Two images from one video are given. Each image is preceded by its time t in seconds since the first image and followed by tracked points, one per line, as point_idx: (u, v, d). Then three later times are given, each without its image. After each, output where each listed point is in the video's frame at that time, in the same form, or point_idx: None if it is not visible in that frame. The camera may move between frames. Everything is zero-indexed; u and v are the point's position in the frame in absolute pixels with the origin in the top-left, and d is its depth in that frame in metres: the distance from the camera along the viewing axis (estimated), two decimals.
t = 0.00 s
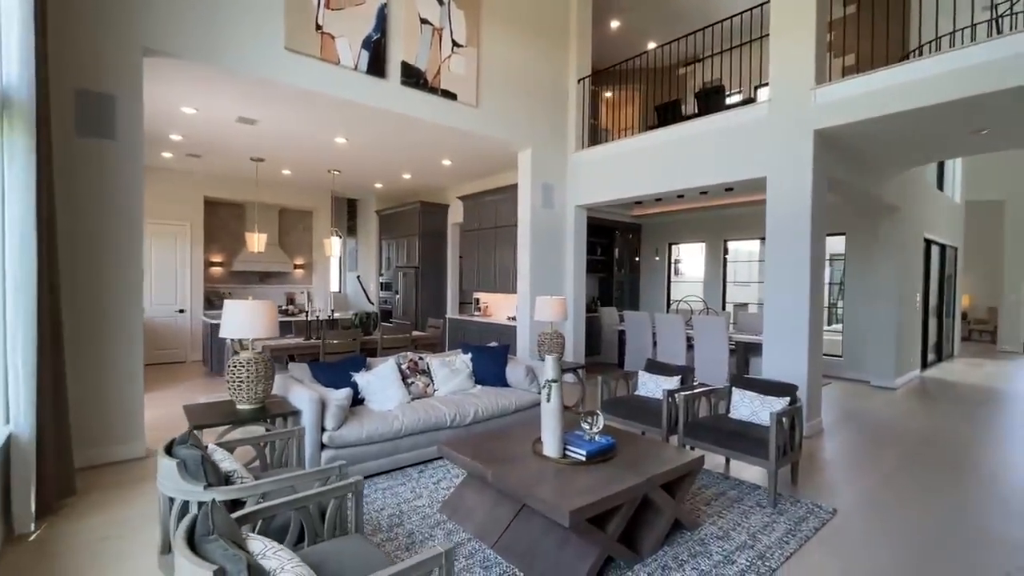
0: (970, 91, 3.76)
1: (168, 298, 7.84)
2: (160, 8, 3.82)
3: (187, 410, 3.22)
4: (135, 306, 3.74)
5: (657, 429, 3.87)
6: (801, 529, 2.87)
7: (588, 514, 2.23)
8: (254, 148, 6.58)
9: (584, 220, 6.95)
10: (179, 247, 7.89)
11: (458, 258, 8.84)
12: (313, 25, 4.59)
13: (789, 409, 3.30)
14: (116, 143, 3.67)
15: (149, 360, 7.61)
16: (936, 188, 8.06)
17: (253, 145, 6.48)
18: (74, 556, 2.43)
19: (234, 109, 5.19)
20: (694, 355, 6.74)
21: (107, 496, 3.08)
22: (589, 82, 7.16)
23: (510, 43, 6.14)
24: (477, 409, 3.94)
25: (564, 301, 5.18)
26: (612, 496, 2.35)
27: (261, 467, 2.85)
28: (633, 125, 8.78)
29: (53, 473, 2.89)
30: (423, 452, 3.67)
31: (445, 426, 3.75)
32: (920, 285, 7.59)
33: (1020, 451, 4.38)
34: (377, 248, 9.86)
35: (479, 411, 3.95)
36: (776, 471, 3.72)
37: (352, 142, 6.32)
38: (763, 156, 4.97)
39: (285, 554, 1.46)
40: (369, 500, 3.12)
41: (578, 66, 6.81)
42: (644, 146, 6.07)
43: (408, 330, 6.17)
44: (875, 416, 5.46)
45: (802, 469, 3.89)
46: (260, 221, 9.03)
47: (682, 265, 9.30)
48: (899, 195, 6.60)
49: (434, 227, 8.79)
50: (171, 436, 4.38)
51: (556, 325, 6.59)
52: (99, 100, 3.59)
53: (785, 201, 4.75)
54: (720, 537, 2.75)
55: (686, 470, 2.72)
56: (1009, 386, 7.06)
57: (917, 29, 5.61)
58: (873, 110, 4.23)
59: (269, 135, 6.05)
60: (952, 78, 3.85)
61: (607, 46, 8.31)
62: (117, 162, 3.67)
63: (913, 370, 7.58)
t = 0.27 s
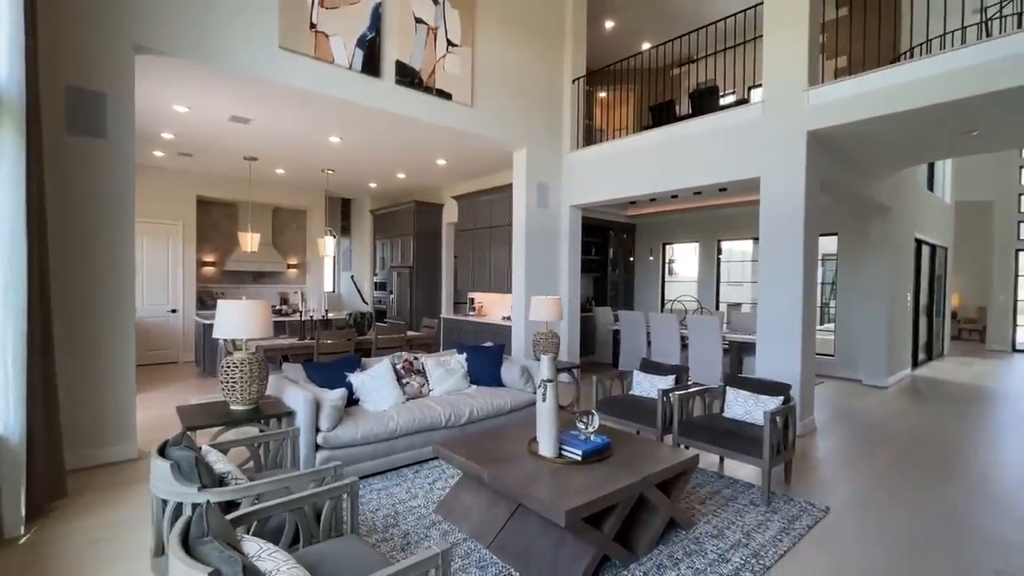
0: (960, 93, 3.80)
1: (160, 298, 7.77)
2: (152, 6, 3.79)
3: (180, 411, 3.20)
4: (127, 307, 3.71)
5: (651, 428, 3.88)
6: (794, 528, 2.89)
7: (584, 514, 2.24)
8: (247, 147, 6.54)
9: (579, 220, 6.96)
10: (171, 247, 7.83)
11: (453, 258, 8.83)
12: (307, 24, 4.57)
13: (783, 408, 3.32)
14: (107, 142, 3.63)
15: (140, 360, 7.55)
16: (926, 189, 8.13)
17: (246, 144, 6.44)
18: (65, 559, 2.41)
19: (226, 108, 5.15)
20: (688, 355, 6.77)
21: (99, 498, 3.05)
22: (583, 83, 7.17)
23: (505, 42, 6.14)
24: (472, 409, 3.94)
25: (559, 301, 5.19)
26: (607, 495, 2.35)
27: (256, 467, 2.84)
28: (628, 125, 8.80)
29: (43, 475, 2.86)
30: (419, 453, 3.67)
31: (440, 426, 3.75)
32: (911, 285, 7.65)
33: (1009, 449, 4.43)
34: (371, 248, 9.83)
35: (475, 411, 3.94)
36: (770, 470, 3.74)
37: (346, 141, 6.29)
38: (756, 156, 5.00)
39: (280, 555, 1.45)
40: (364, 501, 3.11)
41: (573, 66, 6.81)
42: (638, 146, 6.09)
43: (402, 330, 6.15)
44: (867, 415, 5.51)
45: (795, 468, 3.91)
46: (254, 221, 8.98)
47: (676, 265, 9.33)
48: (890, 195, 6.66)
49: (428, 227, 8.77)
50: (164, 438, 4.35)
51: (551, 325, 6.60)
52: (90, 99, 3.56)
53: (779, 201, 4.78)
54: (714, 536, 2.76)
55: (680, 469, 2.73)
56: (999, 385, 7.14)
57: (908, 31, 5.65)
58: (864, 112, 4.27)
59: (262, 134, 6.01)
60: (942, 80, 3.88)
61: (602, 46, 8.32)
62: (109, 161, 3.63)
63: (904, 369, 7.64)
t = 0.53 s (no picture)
0: (950, 95, 3.84)
1: (150, 298, 7.69)
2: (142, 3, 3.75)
3: (171, 412, 3.16)
4: (115, 307, 3.66)
5: (645, 428, 3.89)
6: (786, 525, 2.91)
7: (578, 513, 2.24)
8: (239, 146, 6.48)
9: (572, 220, 6.97)
10: (161, 246, 7.75)
11: (446, 258, 8.81)
12: (299, 21, 4.54)
13: (775, 407, 3.33)
14: (96, 141, 3.59)
15: (130, 361, 7.47)
16: (915, 190, 8.22)
17: (238, 143, 6.39)
18: (53, 562, 2.37)
19: (217, 106, 5.10)
20: (680, 354, 6.80)
21: (87, 501, 3.01)
22: (577, 82, 7.18)
23: (498, 41, 6.13)
24: (466, 409, 3.93)
25: (552, 300, 5.18)
26: (601, 495, 2.35)
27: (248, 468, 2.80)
28: (621, 125, 8.82)
29: (30, 478, 2.82)
30: (412, 453, 3.65)
31: (433, 426, 3.74)
32: (900, 284, 7.73)
33: (996, 447, 4.49)
34: (364, 248, 9.80)
35: (468, 411, 3.94)
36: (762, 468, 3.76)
37: (339, 140, 6.26)
38: (748, 157, 5.03)
39: (273, 557, 1.44)
40: (358, 501, 3.10)
41: (566, 66, 6.82)
42: (632, 146, 6.10)
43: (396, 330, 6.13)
44: (857, 414, 5.56)
45: (787, 466, 3.94)
46: (245, 221, 8.91)
47: (669, 265, 9.37)
48: (880, 196, 6.72)
49: (421, 227, 8.75)
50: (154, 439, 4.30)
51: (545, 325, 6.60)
52: (78, 97, 3.51)
53: (771, 201, 4.81)
54: (707, 534, 2.78)
55: (673, 467, 2.74)
56: (986, 383, 7.23)
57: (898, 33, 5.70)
58: (855, 113, 4.31)
59: (254, 133, 5.97)
60: (932, 82, 3.92)
61: (595, 47, 8.34)
62: (97, 159, 3.59)
63: (893, 368, 7.73)
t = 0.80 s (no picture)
0: (936, 97, 3.89)
1: (138, 298, 7.61)
2: None
3: (159, 413, 3.13)
4: (101, 307, 3.61)
5: (636, 427, 3.90)
6: (775, 523, 2.93)
7: (569, 512, 2.25)
8: (229, 144, 6.43)
9: (564, 220, 6.97)
10: (149, 245, 7.67)
11: (438, 257, 8.79)
12: (290, 19, 4.50)
13: (764, 406, 3.36)
14: (82, 138, 3.54)
15: (117, 362, 7.38)
16: (902, 191, 8.32)
17: (227, 142, 6.33)
18: (37, 566, 2.34)
19: (206, 104, 5.05)
20: (672, 353, 6.83)
21: (73, 504, 2.97)
22: (569, 82, 7.19)
23: (490, 41, 6.12)
24: (458, 409, 3.93)
25: (544, 300, 5.19)
26: (592, 494, 2.36)
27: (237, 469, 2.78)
28: (613, 126, 8.85)
29: (14, 480, 2.78)
30: (404, 453, 3.64)
31: (425, 426, 3.73)
32: (887, 284, 7.83)
33: (981, 444, 4.55)
34: (355, 247, 9.75)
35: (460, 411, 3.93)
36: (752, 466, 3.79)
37: (330, 139, 6.23)
38: (739, 157, 5.06)
39: (262, 559, 1.43)
40: (349, 502, 3.08)
41: (558, 66, 6.83)
42: (624, 146, 6.11)
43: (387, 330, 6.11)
44: (845, 412, 5.62)
45: (777, 464, 3.97)
46: (235, 220, 8.84)
47: (661, 265, 9.41)
48: (868, 196, 6.80)
49: (413, 226, 8.72)
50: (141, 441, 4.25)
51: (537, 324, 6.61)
52: (63, 94, 3.46)
53: (761, 202, 4.84)
54: (698, 532, 2.79)
55: (664, 466, 2.75)
56: (971, 382, 7.33)
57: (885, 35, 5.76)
58: (844, 114, 4.35)
59: (243, 131, 5.92)
60: (918, 84, 3.97)
61: (587, 47, 8.36)
62: (82, 157, 3.54)
63: (881, 367, 7.81)
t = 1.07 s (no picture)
0: (922, 99, 3.94)
1: (123, 298, 7.50)
2: None
3: (143, 415, 3.09)
4: (84, 307, 3.56)
5: (626, 426, 3.92)
6: (763, 520, 2.96)
7: (558, 511, 2.25)
8: (216, 142, 6.36)
9: (555, 219, 6.98)
10: (134, 245, 7.57)
11: (429, 257, 8.76)
12: (278, 17, 4.46)
13: (752, 404, 3.39)
14: (64, 135, 3.48)
15: (102, 362, 7.27)
16: (887, 192, 8.43)
17: (214, 140, 6.26)
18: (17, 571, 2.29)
19: (193, 102, 5.00)
20: (661, 353, 6.87)
21: (55, 507, 2.92)
22: (559, 82, 7.20)
23: (480, 40, 6.11)
24: (447, 409, 3.92)
25: (534, 300, 5.18)
26: (581, 493, 2.36)
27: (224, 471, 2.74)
28: (603, 126, 8.87)
29: None
30: (393, 454, 3.63)
31: (414, 426, 3.72)
32: (873, 283, 7.92)
33: (964, 441, 4.62)
34: (345, 247, 9.69)
35: (450, 411, 3.92)
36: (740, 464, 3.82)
37: (319, 137, 6.18)
38: (727, 158, 5.10)
39: (247, 562, 1.41)
40: (337, 503, 3.06)
41: (549, 66, 6.83)
42: (614, 146, 6.13)
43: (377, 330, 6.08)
44: (832, 410, 5.68)
45: (764, 462, 4.01)
46: (222, 219, 8.74)
47: (650, 265, 9.45)
48: (854, 197, 6.88)
49: (404, 225, 8.69)
50: (126, 443, 4.19)
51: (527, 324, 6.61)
52: (44, 90, 3.40)
53: (748, 202, 4.88)
54: (686, 530, 2.81)
55: (653, 465, 2.77)
56: (954, 380, 7.45)
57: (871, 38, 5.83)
58: (831, 116, 4.39)
59: (230, 129, 5.86)
60: (904, 86, 4.02)
61: (577, 47, 8.37)
62: (64, 155, 3.48)
63: (866, 365, 7.91)
